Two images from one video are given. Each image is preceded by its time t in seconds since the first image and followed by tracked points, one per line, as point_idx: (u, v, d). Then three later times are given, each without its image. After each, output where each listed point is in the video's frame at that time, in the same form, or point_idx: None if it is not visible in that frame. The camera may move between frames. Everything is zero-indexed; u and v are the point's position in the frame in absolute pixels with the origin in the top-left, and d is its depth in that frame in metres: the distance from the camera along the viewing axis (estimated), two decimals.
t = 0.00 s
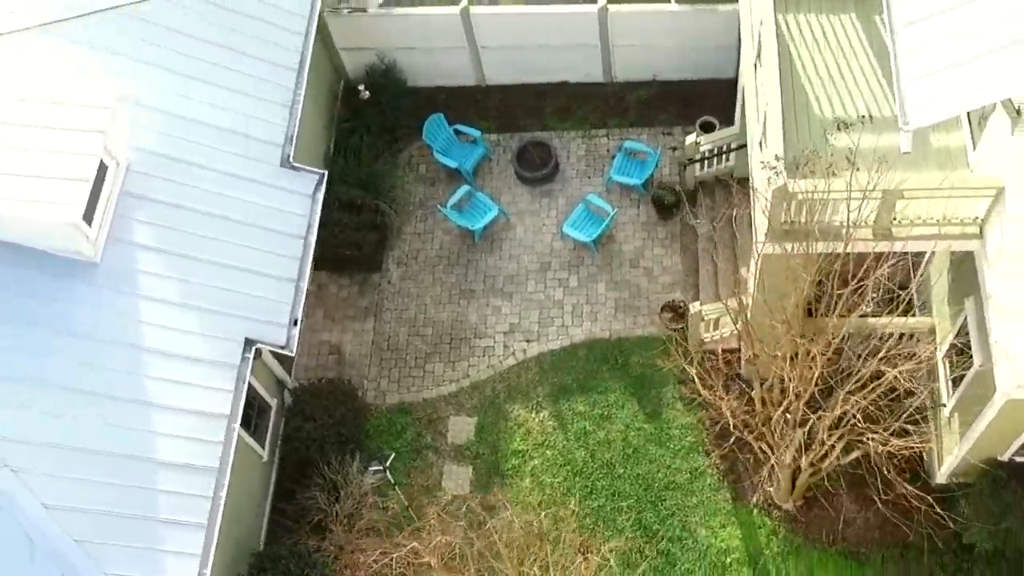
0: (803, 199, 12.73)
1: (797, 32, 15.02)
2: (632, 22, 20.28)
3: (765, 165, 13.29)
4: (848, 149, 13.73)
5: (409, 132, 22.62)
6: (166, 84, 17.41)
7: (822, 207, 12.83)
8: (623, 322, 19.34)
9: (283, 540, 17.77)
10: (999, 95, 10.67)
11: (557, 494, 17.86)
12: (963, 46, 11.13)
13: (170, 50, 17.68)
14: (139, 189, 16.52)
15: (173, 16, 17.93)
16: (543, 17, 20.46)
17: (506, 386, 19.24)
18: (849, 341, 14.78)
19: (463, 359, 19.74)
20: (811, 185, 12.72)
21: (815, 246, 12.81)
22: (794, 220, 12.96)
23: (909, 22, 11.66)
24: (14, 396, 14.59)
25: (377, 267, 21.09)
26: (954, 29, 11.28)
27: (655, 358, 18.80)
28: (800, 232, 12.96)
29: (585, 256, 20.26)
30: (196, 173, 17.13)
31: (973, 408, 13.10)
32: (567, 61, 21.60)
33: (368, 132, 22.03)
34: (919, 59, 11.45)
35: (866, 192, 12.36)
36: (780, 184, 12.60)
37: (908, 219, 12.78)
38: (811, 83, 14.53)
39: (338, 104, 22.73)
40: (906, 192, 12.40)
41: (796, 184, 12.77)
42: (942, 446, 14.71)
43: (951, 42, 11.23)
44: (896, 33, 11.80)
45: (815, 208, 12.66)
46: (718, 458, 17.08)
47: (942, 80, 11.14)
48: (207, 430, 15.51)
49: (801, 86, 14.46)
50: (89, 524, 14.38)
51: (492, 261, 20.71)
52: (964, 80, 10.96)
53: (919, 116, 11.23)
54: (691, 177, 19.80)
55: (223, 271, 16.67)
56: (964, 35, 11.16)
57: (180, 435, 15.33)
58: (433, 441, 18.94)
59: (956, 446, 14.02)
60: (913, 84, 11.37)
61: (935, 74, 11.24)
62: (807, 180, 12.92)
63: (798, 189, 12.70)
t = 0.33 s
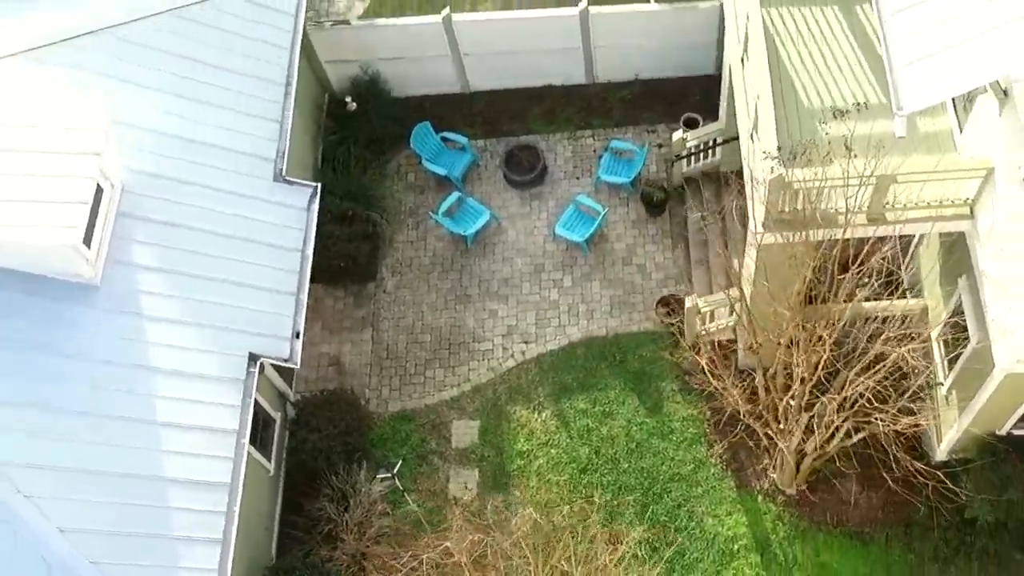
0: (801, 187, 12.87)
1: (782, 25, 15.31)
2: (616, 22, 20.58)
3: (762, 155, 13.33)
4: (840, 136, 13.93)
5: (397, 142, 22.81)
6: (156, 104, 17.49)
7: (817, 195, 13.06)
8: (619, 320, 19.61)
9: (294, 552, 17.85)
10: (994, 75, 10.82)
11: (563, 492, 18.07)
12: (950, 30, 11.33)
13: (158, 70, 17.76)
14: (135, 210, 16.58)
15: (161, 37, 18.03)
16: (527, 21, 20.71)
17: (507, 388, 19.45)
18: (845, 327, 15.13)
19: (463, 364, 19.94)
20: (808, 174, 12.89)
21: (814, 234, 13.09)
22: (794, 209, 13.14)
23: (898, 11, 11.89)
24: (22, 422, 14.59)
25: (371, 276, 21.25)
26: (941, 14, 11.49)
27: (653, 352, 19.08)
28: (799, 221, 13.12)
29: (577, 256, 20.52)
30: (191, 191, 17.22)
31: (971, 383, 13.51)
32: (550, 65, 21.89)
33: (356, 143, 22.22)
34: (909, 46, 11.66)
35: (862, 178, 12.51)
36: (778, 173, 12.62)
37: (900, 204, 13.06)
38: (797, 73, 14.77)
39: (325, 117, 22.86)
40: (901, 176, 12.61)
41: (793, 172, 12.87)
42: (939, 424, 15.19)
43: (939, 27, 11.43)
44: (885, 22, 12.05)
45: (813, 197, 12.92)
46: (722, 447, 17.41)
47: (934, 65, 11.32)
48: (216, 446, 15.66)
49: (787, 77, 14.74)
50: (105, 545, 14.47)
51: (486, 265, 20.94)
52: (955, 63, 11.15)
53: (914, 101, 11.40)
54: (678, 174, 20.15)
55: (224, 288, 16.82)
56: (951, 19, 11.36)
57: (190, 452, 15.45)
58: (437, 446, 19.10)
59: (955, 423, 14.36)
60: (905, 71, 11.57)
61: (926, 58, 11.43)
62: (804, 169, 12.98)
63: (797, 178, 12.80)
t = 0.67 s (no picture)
0: (798, 174, 12.98)
1: (770, 11, 15.32)
2: (598, 21, 20.87)
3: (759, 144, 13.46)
4: (830, 124, 14.18)
5: (385, 149, 22.95)
6: (146, 122, 17.53)
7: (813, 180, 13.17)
8: (616, 315, 19.86)
9: (306, 561, 17.93)
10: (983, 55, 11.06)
11: (570, 487, 18.27)
12: (938, 14, 11.61)
13: (145, 87, 17.80)
14: (131, 227, 16.64)
15: (145, 54, 18.11)
16: (511, 23, 20.96)
17: (508, 388, 19.63)
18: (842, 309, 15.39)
19: (463, 366, 20.11)
20: (805, 160, 12.90)
21: (814, 219, 13.28)
22: (792, 196, 13.27)
23: None
24: (31, 444, 14.59)
25: (367, 284, 21.38)
26: None
27: (651, 345, 19.34)
28: (797, 207, 13.37)
29: (571, 254, 20.76)
30: (186, 206, 17.30)
31: (971, 357, 13.84)
32: (534, 66, 22.14)
33: (344, 153, 22.34)
34: (899, 30, 11.88)
35: (856, 162, 12.73)
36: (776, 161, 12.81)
37: (894, 185, 13.27)
38: (785, 62, 14.91)
39: (312, 128, 22.94)
40: (894, 158, 12.75)
41: (790, 159, 12.93)
42: (938, 400, 15.53)
43: (929, 11, 11.70)
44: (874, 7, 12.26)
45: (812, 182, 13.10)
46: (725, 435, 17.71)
47: (924, 47, 11.57)
48: (226, 458, 15.76)
49: (776, 66, 14.84)
50: (121, 562, 14.52)
51: (481, 268, 21.12)
52: (944, 45, 11.40)
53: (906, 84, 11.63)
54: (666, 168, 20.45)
55: (226, 300, 16.92)
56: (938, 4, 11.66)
57: (200, 466, 15.55)
58: (442, 448, 19.24)
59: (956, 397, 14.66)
60: (897, 55, 11.78)
61: (916, 42, 11.67)
62: (800, 154, 13.03)
63: (794, 165, 12.87)
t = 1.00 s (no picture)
0: (790, 162, 13.28)
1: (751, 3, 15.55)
2: (577, 23, 21.18)
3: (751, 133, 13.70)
4: (816, 111, 14.43)
5: (371, 159, 23.09)
6: (135, 141, 17.54)
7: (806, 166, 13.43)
8: (610, 310, 20.12)
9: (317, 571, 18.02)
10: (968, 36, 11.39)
11: (575, 482, 18.45)
12: None
13: (132, 107, 17.79)
14: (127, 247, 16.64)
15: (128, 73, 18.06)
16: (491, 28, 21.23)
17: (508, 389, 19.81)
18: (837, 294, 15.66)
19: (462, 369, 20.27)
20: (798, 148, 13.19)
21: (809, 205, 13.52)
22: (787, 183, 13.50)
23: None
24: (41, 468, 14.66)
25: (361, 293, 21.48)
26: None
27: (646, 339, 19.59)
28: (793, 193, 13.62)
29: (562, 253, 20.99)
30: (181, 224, 17.34)
31: (966, 331, 14.22)
32: (515, 70, 22.39)
33: (331, 164, 22.46)
34: (887, 13, 12.28)
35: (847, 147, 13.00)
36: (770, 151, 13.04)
37: (883, 168, 13.52)
38: (769, 52, 15.14)
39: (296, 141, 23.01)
40: (884, 141, 13.05)
41: (783, 148, 13.22)
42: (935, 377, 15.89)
43: None
44: None
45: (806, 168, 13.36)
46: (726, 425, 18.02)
47: (911, 30, 11.96)
48: (234, 472, 15.85)
49: (760, 57, 15.07)
50: None
51: (474, 271, 21.31)
52: (930, 27, 11.78)
53: (897, 67, 12.05)
54: (652, 164, 20.76)
55: (226, 315, 17.01)
56: None
57: (210, 481, 15.63)
58: (446, 452, 19.37)
59: (951, 372, 15.07)
60: (886, 37, 12.20)
61: (903, 25, 12.07)
62: (792, 143, 13.33)
63: (787, 153, 13.15)
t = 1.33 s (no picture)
0: (777, 148, 13.65)
1: None
2: (553, 24, 21.43)
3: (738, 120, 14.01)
4: (798, 97, 14.77)
5: (355, 169, 23.18)
6: (122, 162, 17.51)
7: (794, 151, 13.78)
8: (603, 306, 20.36)
9: None
10: (950, 19, 11.53)
11: (580, 477, 18.66)
12: None
13: (116, 127, 17.73)
14: (121, 268, 16.61)
15: (110, 94, 17.99)
16: (469, 34, 21.39)
17: (507, 389, 19.98)
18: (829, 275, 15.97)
19: (459, 372, 20.41)
20: (785, 133, 13.56)
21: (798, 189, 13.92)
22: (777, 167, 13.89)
23: None
24: (48, 492, 14.59)
25: (354, 302, 21.55)
26: None
27: (640, 332, 19.86)
28: (784, 177, 13.95)
29: (552, 252, 21.22)
30: (173, 242, 17.34)
31: (957, 304, 14.63)
32: (494, 73, 22.59)
33: (316, 176, 22.52)
34: None
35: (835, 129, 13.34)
36: (760, 137, 13.34)
37: (869, 149, 13.90)
38: (749, 43, 15.51)
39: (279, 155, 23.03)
40: (869, 122, 13.41)
41: (770, 134, 13.58)
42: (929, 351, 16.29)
43: None
44: None
45: (794, 152, 13.70)
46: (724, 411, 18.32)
47: (895, 11, 12.24)
48: (243, 486, 15.92)
49: (741, 47, 15.42)
50: None
51: (465, 275, 21.46)
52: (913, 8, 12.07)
53: (882, 49, 12.34)
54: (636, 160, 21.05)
55: (225, 330, 17.06)
56: None
57: (219, 496, 15.70)
58: (448, 454, 19.51)
59: (944, 344, 15.47)
60: (870, 21, 12.50)
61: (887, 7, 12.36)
62: (780, 129, 13.69)
63: (774, 139, 13.51)
